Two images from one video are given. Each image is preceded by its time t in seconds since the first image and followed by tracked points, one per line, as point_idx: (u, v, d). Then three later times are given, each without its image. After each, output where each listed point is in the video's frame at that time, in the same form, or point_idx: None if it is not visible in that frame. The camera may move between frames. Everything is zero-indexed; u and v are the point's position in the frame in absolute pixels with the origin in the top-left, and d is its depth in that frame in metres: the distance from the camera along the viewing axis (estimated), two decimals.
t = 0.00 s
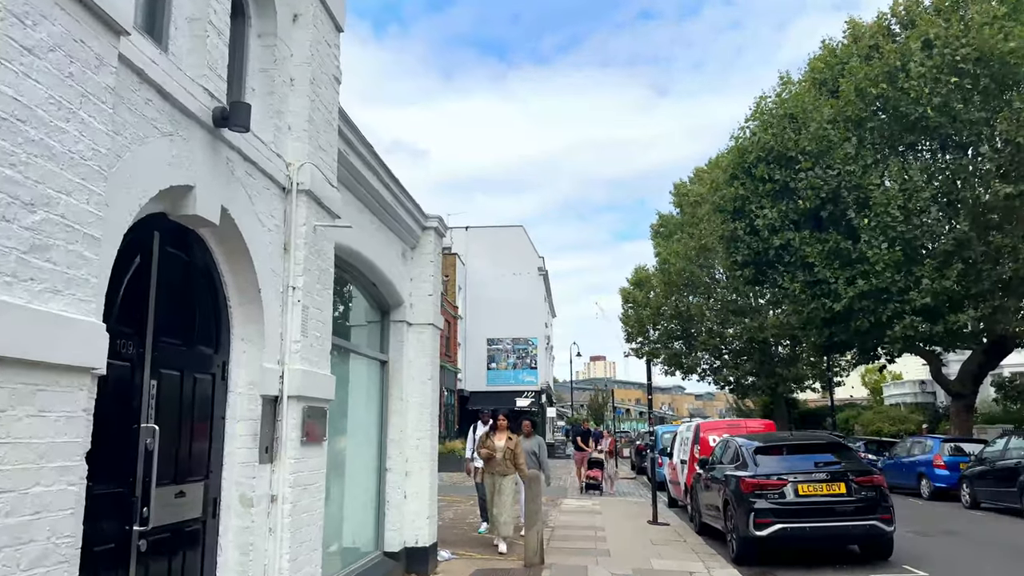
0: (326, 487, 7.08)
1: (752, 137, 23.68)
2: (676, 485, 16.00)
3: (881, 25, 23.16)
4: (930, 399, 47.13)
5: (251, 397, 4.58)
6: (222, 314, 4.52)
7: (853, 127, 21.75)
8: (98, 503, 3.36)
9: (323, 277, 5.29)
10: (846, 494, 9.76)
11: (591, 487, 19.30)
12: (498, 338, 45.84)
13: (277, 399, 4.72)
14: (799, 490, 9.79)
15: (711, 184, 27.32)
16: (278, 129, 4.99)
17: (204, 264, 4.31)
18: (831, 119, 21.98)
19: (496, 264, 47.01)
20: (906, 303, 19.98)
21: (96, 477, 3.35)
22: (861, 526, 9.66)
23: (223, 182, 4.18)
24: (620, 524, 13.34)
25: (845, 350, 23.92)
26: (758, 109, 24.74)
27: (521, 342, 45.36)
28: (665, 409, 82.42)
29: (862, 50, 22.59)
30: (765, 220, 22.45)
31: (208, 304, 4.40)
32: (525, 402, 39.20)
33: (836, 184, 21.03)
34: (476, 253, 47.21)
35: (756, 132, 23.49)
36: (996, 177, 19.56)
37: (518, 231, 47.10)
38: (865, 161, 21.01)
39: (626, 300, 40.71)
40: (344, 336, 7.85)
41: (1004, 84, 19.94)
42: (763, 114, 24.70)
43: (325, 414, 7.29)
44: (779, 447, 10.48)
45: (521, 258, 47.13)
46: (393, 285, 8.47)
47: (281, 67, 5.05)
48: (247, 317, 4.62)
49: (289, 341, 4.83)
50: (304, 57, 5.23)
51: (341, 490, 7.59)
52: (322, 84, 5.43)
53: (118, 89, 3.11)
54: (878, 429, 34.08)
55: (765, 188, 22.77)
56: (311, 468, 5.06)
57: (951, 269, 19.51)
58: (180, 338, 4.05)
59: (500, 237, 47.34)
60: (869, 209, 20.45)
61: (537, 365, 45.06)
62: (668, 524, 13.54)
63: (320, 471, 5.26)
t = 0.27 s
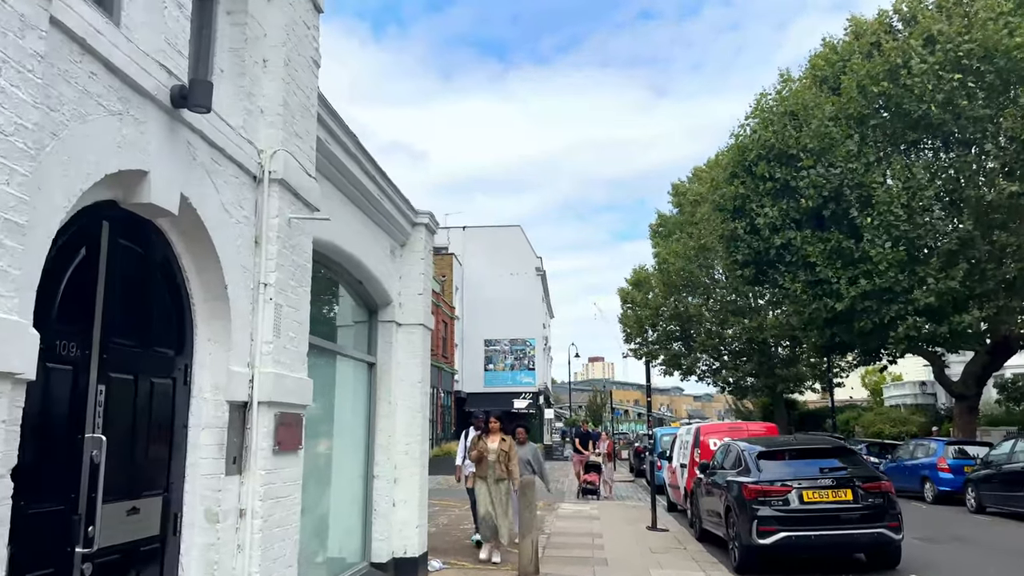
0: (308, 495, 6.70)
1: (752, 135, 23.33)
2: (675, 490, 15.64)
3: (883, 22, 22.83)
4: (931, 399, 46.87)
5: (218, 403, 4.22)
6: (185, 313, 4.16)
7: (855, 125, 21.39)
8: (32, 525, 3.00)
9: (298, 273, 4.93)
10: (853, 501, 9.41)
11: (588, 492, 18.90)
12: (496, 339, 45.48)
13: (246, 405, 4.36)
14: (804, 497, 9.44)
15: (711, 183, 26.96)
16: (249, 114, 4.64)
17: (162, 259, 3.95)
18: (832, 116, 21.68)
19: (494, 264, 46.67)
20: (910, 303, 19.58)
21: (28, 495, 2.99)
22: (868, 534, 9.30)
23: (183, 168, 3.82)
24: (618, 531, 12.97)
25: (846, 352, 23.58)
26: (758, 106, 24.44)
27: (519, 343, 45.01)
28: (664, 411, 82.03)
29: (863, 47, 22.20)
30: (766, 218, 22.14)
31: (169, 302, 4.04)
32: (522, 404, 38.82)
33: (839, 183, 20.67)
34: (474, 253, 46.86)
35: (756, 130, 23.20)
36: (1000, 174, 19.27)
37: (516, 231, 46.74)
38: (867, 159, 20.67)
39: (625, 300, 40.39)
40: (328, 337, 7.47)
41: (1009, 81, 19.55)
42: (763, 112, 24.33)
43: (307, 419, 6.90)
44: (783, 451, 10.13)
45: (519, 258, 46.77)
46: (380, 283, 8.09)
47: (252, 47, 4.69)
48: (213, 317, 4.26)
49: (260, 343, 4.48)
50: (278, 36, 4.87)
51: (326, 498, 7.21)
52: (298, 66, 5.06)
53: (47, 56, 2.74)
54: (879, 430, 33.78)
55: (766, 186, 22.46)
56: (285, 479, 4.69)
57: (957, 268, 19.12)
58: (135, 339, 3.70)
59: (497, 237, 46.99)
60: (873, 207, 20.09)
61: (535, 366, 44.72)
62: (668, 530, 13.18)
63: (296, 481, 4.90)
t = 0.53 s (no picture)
0: (291, 494, 6.38)
1: (752, 130, 23.08)
2: (676, 489, 15.32)
3: (885, 16, 22.51)
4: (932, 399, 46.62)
5: (184, 395, 3.89)
6: (149, 297, 3.84)
7: (857, 120, 21.07)
8: None
9: (277, 256, 4.59)
10: (861, 501, 9.08)
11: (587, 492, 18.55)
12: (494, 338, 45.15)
13: (217, 397, 4.04)
14: (810, 496, 9.11)
15: (711, 179, 26.68)
16: (221, 84, 4.31)
17: (120, 235, 3.64)
18: (834, 111, 21.43)
19: (492, 263, 46.34)
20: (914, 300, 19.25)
21: None
22: (877, 536, 8.97)
23: (143, 137, 3.50)
24: (617, 531, 12.65)
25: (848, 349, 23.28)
26: (759, 102, 24.16)
27: (517, 342, 44.69)
28: (663, 410, 81.79)
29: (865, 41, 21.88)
30: (767, 214, 21.86)
31: (130, 284, 3.72)
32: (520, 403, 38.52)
33: (841, 178, 20.37)
34: (472, 251, 46.55)
35: (757, 125, 22.93)
36: (1006, 169, 19.03)
37: (515, 229, 46.37)
38: (871, 154, 20.35)
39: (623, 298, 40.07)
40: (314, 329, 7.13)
41: (1015, 75, 19.20)
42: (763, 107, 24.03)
43: (291, 415, 6.57)
44: (788, 450, 9.82)
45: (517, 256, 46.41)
46: (370, 273, 7.74)
47: (224, 12, 4.35)
48: (178, 301, 3.93)
49: (233, 330, 4.15)
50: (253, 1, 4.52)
51: (312, 498, 6.89)
52: (276, 36, 4.72)
53: None
54: (880, 430, 33.49)
55: (766, 182, 22.19)
56: (262, 478, 4.37)
57: (962, 264, 18.80)
58: (88, 323, 3.39)
59: (495, 236, 46.65)
60: (876, 203, 19.78)
61: (533, 365, 44.37)
62: (668, 530, 12.86)
63: (275, 479, 4.57)
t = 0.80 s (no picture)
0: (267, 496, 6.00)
1: (754, 126, 22.76)
2: (676, 492, 14.97)
3: (889, 11, 22.19)
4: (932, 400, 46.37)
5: (145, 395, 3.54)
6: (104, 287, 3.50)
7: (860, 116, 20.74)
8: None
9: (250, 245, 4.24)
10: (871, 506, 8.73)
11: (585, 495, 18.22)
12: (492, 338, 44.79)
13: (181, 398, 3.69)
14: (818, 501, 8.76)
15: (712, 177, 26.35)
16: (189, 56, 3.96)
17: (68, 218, 3.30)
18: (838, 107, 21.11)
19: (490, 262, 45.99)
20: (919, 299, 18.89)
21: None
22: (888, 542, 8.61)
23: (93, 107, 3.16)
24: (617, 535, 12.29)
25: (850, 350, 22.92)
26: (760, 99, 23.84)
27: (516, 342, 44.34)
28: (663, 411, 81.49)
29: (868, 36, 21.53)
30: (769, 211, 21.53)
31: (82, 272, 3.39)
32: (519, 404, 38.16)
33: (844, 175, 20.02)
34: (470, 251, 46.21)
35: (759, 121, 22.60)
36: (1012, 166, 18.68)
37: (513, 229, 46.04)
38: (874, 150, 20.02)
39: (623, 298, 39.67)
40: (300, 326, 6.78)
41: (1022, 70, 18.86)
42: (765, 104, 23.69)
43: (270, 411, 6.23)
44: (795, 452, 9.46)
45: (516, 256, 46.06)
46: (359, 268, 7.39)
47: None
48: (138, 291, 3.58)
49: (201, 324, 3.81)
50: None
51: (295, 499, 6.54)
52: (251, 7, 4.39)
53: None
54: (882, 431, 33.15)
55: (769, 179, 21.86)
56: (232, 485, 4.01)
57: (968, 262, 18.45)
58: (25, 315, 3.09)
59: (494, 235, 46.30)
60: (880, 200, 19.43)
61: (531, 365, 43.99)
62: (669, 534, 12.50)
63: (247, 487, 4.21)
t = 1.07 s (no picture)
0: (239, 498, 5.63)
1: (754, 123, 22.44)
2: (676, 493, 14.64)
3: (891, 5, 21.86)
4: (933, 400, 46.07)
5: (95, 389, 3.22)
6: (47, 264, 3.16)
7: (862, 112, 20.41)
8: None
9: (216, 228, 3.92)
10: (877, 508, 8.42)
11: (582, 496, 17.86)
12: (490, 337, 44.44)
13: (136, 392, 3.38)
14: (823, 503, 8.44)
15: (712, 174, 26.01)
16: (148, 22, 3.65)
17: (3, 194, 2.98)
18: (840, 102, 20.78)
19: (488, 261, 45.64)
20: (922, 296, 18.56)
21: None
22: (897, 545, 8.30)
23: (28, 69, 2.84)
24: (615, 538, 11.97)
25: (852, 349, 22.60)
26: (760, 95, 23.50)
27: (513, 342, 44.00)
28: (662, 411, 81.15)
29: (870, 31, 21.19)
30: (770, 208, 21.19)
31: (21, 254, 3.07)
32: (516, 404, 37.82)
33: (846, 172, 19.70)
34: (467, 250, 45.87)
35: (759, 117, 22.28)
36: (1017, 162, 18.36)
37: (510, 228, 45.71)
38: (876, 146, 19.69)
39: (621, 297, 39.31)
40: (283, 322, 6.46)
41: None
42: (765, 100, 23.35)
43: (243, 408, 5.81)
44: (798, 452, 9.15)
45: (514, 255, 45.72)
46: (346, 260, 7.05)
47: None
48: (86, 276, 3.26)
49: (158, 312, 3.49)
50: None
51: (272, 504, 6.10)
52: None
53: None
54: (883, 431, 32.81)
55: (770, 175, 21.55)
56: (194, 490, 3.69)
57: (972, 259, 18.13)
58: None
59: (491, 234, 45.97)
60: (883, 196, 19.11)
61: (529, 365, 43.63)
62: (669, 537, 12.17)
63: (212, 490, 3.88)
